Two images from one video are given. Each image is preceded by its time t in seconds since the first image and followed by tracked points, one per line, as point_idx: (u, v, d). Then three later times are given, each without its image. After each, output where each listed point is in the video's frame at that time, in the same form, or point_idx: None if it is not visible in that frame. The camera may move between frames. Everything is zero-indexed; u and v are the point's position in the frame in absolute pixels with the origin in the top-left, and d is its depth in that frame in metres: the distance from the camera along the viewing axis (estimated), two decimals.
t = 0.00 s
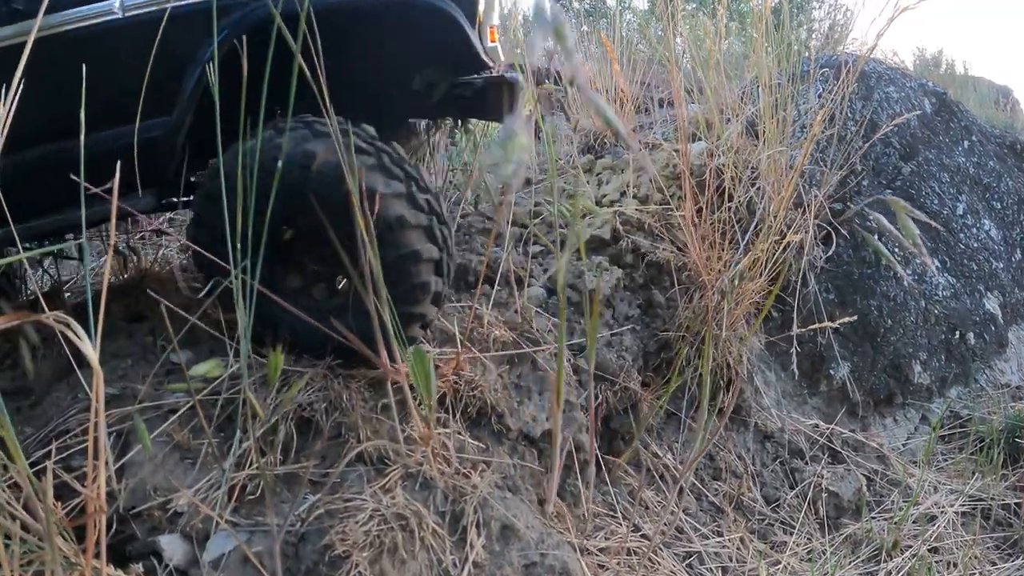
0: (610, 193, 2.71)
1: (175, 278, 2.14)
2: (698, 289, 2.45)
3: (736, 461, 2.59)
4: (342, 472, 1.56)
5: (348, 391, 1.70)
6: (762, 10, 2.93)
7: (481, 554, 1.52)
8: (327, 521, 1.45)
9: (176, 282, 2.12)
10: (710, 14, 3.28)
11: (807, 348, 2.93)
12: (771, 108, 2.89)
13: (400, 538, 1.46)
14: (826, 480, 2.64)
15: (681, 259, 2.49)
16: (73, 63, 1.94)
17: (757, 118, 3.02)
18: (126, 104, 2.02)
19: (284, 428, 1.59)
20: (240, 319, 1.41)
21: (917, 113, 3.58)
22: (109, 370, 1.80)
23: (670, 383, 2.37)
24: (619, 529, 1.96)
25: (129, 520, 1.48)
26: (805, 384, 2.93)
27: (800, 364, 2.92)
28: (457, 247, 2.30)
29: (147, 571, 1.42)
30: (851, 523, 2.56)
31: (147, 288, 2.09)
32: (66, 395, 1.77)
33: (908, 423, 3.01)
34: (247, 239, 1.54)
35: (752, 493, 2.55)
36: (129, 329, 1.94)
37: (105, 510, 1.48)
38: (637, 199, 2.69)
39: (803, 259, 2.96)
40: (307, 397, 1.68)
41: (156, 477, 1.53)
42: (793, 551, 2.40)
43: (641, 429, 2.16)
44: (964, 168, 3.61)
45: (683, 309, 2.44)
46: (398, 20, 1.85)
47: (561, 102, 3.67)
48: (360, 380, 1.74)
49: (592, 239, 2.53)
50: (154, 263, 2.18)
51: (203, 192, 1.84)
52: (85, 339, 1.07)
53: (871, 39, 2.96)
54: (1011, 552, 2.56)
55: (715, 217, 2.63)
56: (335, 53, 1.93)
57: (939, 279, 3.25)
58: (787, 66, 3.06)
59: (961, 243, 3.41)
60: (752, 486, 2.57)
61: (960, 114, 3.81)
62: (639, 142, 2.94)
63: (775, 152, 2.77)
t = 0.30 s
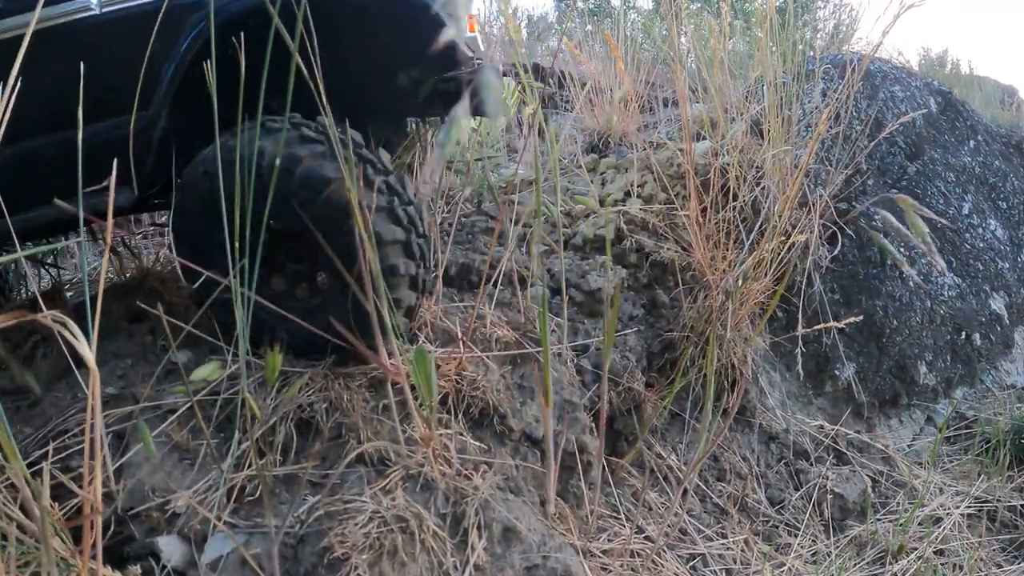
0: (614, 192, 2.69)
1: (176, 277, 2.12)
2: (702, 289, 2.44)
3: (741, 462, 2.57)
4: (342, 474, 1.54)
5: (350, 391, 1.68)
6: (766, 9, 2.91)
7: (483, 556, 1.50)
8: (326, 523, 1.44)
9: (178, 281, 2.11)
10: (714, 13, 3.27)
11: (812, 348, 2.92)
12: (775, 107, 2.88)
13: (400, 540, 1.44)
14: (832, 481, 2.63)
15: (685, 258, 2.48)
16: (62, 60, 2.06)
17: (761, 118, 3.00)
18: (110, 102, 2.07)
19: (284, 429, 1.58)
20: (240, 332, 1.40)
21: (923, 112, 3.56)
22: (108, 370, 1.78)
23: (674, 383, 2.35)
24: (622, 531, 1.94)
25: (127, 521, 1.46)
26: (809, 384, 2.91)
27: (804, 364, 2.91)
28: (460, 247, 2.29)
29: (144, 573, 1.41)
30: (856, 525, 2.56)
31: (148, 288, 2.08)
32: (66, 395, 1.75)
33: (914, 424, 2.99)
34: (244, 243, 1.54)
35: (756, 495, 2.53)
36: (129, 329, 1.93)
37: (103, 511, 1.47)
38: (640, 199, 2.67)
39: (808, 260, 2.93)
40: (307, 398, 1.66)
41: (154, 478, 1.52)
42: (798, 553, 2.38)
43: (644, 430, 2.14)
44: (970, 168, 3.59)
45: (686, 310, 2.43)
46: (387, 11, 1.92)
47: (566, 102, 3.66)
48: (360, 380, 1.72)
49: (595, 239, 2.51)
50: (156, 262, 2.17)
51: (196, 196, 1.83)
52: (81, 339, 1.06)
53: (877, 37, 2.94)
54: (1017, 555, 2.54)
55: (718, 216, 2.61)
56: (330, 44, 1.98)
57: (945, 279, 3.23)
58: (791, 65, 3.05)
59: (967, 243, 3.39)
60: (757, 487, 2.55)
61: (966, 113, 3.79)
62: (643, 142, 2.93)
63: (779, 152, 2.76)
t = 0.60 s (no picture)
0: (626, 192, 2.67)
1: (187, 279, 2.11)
2: (715, 290, 2.42)
3: (754, 465, 2.54)
4: (355, 478, 1.52)
5: (363, 394, 1.66)
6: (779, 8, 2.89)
7: (497, 562, 1.48)
8: (340, 529, 1.42)
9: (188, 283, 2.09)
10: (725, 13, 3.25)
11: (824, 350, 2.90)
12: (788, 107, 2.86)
13: (414, 546, 1.42)
14: (844, 485, 2.61)
15: (698, 260, 2.46)
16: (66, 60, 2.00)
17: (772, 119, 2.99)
18: (114, 101, 2.03)
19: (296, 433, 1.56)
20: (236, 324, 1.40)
21: (934, 112, 3.54)
22: (119, 373, 1.77)
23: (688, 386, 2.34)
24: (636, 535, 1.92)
25: (137, 526, 1.45)
26: (822, 387, 2.90)
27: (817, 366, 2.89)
28: (471, 248, 2.27)
29: None
30: (869, 528, 2.55)
31: (158, 290, 2.07)
32: (75, 398, 1.74)
33: (927, 426, 2.97)
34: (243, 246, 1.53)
35: (769, 498, 2.51)
36: (139, 331, 1.92)
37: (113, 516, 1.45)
38: (652, 200, 2.65)
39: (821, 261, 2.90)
40: (319, 402, 1.64)
41: (164, 482, 1.51)
42: (811, 557, 2.36)
43: (658, 433, 2.12)
44: (981, 168, 3.57)
45: (699, 312, 2.41)
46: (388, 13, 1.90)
47: (575, 103, 3.65)
48: (374, 383, 1.70)
49: (608, 240, 2.49)
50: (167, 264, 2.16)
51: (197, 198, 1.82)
52: (93, 346, 1.04)
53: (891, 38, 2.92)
54: None
55: (731, 217, 2.60)
56: (330, 45, 1.95)
57: (957, 281, 3.21)
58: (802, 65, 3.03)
59: (979, 244, 3.38)
60: (770, 490, 2.53)
61: (977, 113, 3.77)
62: (654, 142, 2.91)
63: (792, 152, 2.74)
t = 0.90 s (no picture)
0: (646, 195, 2.66)
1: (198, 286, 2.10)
2: (736, 295, 2.40)
3: (774, 471, 2.53)
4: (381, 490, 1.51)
5: (387, 403, 1.65)
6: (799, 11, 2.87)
7: None
8: (366, 544, 1.41)
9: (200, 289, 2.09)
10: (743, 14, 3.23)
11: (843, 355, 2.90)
12: (808, 110, 2.84)
13: (442, 561, 1.40)
14: (864, 491, 2.59)
15: (719, 265, 2.45)
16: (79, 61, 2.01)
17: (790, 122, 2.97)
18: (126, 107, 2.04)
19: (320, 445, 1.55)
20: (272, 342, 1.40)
21: (953, 113, 3.51)
22: (140, 384, 1.76)
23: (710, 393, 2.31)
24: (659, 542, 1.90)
25: (160, 540, 1.43)
26: (841, 391, 2.89)
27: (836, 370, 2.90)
28: (491, 253, 2.26)
29: None
30: (889, 534, 2.52)
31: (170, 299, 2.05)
32: (94, 407, 1.72)
33: (944, 431, 2.94)
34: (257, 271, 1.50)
35: (790, 505, 2.49)
36: (159, 339, 1.91)
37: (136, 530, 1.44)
38: (671, 204, 2.64)
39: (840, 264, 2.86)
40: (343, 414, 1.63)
41: (187, 496, 1.49)
42: (832, 563, 2.33)
43: (679, 440, 2.11)
44: (999, 170, 3.53)
45: (719, 318, 2.39)
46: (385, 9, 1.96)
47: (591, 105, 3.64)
48: (398, 393, 1.69)
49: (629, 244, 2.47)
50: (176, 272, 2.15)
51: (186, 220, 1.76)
52: (117, 363, 1.03)
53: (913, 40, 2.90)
54: None
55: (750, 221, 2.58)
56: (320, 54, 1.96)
57: (976, 284, 3.19)
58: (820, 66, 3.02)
59: (998, 246, 3.35)
60: (790, 496, 2.51)
61: (996, 113, 3.73)
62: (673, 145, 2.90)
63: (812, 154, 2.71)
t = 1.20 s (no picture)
0: (676, 200, 2.67)
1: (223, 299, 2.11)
2: (769, 303, 2.40)
3: (805, 478, 2.52)
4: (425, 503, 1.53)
5: (431, 414, 1.66)
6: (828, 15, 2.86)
7: None
8: (415, 559, 1.42)
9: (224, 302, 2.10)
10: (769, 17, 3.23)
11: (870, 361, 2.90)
12: (836, 114, 2.83)
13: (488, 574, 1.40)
14: (894, 498, 2.59)
15: (749, 271, 2.45)
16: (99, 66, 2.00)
17: (819, 126, 2.97)
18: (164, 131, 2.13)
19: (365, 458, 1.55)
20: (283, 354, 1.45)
21: (981, 115, 3.48)
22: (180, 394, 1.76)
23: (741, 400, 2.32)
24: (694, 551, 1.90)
25: (206, 555, 1.43)
26: (869, 397, 2.89)
27: (864, 375, 2.90)
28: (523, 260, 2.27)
29: None
30: (919, 541, 2.50)
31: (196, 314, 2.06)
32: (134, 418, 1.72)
33: (972, 437, 2.91)
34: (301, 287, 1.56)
35: (820, 512, 2.48)
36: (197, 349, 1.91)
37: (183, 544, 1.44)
38: (701, 209, 2.63)
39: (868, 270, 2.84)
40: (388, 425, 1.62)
41: (233, 510, 1.48)
42: (863, 571, 2.30)
43: (713, 448, 2.11)
44: None
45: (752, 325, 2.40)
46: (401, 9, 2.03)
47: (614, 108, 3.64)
48: (440, 403, 1.69)
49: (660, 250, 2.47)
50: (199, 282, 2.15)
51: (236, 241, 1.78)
52: (164, 377, 1.05)
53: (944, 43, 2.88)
54: None
55: (781, 226, 2.58)
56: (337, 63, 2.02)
57: (1004, 288, 3.17)
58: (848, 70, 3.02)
59: None
60: (820, 504, 2.50)
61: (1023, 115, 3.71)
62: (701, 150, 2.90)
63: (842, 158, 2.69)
